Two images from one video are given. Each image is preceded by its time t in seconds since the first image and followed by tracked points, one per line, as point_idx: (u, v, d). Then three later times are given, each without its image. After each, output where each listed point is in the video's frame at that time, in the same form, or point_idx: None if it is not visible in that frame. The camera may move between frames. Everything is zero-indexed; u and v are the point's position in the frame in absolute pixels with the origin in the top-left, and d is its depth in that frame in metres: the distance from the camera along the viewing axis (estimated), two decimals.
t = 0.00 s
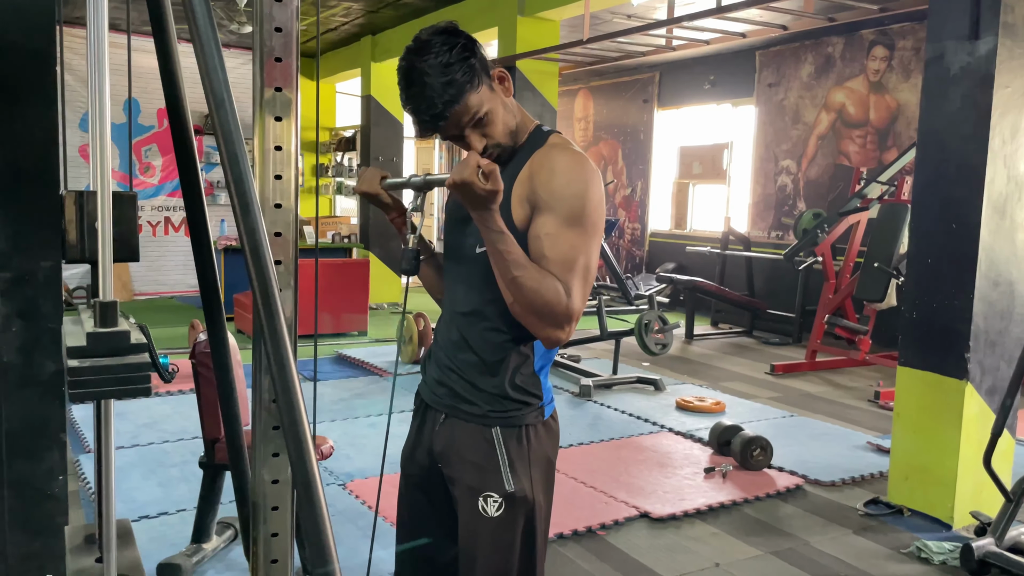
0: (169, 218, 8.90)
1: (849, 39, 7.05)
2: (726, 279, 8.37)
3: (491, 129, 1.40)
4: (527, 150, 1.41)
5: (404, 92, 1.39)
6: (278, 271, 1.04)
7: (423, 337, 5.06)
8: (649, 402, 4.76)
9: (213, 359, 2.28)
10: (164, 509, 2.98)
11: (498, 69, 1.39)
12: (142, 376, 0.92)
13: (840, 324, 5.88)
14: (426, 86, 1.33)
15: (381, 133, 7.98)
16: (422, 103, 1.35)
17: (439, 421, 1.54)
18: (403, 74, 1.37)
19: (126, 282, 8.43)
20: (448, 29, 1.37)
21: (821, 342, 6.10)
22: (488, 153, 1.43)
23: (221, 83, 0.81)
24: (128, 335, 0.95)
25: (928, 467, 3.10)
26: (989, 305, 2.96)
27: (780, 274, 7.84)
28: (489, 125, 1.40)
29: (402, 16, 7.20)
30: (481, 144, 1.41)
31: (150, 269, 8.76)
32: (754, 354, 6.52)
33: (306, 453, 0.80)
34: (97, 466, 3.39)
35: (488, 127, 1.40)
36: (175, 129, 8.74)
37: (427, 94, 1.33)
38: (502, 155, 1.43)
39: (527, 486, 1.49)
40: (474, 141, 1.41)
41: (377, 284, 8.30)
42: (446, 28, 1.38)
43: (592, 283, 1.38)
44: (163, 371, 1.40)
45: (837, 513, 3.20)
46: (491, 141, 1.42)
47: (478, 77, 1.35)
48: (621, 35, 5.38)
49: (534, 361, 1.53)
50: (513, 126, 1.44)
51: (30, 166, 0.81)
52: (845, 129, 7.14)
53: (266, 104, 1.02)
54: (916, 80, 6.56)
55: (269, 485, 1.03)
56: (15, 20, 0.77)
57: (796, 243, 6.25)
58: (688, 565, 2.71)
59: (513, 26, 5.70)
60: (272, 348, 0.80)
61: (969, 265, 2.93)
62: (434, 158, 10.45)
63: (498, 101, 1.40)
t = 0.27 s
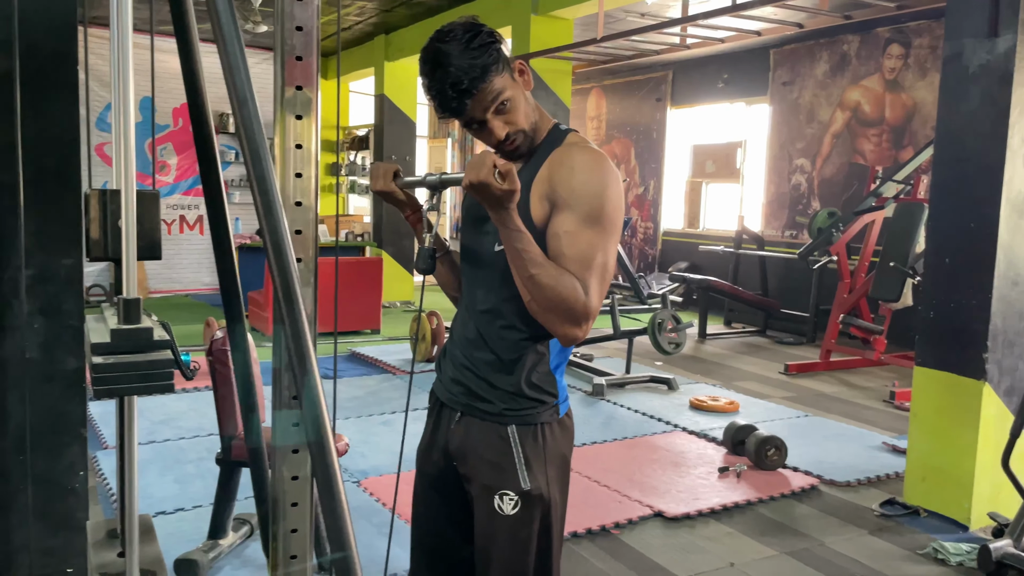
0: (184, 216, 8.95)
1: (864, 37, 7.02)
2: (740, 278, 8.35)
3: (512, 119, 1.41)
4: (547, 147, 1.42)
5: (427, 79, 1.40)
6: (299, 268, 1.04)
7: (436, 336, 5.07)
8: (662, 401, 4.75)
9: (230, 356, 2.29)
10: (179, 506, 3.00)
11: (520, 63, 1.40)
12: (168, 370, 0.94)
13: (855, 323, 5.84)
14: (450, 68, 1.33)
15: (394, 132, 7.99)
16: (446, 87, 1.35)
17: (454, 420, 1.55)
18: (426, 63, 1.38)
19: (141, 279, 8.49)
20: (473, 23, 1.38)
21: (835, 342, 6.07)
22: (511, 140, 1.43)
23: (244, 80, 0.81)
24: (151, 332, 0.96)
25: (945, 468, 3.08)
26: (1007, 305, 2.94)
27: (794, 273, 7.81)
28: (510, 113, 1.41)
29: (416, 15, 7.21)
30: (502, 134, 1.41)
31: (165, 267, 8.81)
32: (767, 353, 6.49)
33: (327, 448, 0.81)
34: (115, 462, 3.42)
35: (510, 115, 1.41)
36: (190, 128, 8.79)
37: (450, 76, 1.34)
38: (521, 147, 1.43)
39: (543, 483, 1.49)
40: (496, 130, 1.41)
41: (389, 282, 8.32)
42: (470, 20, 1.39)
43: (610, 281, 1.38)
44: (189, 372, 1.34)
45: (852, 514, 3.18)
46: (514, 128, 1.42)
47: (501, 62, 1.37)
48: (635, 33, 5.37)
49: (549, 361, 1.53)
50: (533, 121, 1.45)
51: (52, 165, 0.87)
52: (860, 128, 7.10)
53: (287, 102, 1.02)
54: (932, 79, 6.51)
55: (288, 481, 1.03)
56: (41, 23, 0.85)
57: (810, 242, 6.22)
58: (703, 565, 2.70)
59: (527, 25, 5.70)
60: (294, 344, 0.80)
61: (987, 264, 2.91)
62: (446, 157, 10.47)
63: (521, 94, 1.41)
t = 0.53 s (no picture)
0: (198, 215, 8.99)
1: (880, 34, 6.96)
2: (754, 277, 8.30)
3: (528, 115, 1.40)
4: (562, 145, 1.41)
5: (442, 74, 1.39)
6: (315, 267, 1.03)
7: (449, 334, 5.07)
8: (676, 400, 4.73)
9: (244, 354, 2.29)
10: (194, 503, 3.01)
11: (537, 59, 1.40)
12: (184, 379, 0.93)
13: (870, 322, 5.80)
14: (466, 61, 1.33)
15: (407, 131, 8.00)
16: (461, 81, 1.34)
17: (467, 418, 1.54)
18: (443, 57, 1.38)
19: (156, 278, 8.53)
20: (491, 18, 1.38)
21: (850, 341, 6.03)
22: (526, 136, 1.42)
23: (260, 78, 0.81)
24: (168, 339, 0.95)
25: (963, 468, 3.05)
26: None
27: (809, 272, 7.76)
28: (526, 108, 1.40)
29: (429, 13, 7.21)
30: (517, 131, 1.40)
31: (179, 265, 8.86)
32: (782, 352, 6.45)
33: (342, 448, 0.80)
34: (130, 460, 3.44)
35: (526, 110, 1.40)
36: (205, 127, 8.83)
37: (466, 70, 1.33)
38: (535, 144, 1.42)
39: (556, 483, 1.48)
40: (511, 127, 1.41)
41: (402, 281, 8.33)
42: (487, 16, 1.39)
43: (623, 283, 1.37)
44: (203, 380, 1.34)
45: (868, 514, 3.16)
46: (529, 124, 1.41)
47: (518, 57, 1.36)
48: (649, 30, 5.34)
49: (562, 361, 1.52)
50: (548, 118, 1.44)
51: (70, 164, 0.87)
52: (876, 125, 7.05)
53: (302, 100, 1.01)
54: (948, 76, 6.45)
55: (303, 479, 1.02)
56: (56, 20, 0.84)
57: (825, 240, 6.17)
58: (718, 565, 2.68)
59: (540, 23, 5.69)
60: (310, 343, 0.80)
61: (1006, 263, 2.87)
62: (459, 155, 10.46)
63: (537, 90, 1.41)
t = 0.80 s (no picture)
0: (205, 214, 9.01)
1: (888, 30, 6.93)
2: (760, 274, 8.28)
3: (537, 111, 1.40)
4: (571, 142, 1.41)
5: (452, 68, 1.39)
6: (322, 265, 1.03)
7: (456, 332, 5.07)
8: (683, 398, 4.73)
9: (252, 351, 2.29)
10: (202, 502, 3.02)
11: (547, 56, 1.39)
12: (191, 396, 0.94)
13: (879, 320, 5.78)
14: (476, 56, 1.33)
15: (413, 129, 8.01)
16: (470, 75, 1.34)
17: (474, 416, 1.54)
18: (452, 52, 1.38)
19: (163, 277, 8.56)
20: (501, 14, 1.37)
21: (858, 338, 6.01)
22: (535, 132, 1.42)
23: (267, 77, 0.81)
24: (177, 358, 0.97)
25: (972, 466, 3.04)
26: None
27: (816, 269, 7.74)
28: (535, 104, 1.40)
29: (435, 11, 7.21)
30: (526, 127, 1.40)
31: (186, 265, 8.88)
32: (789, 350, 6.43)
33: (350, 446, 0.80)
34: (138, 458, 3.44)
35: (535, 107, 1.39)
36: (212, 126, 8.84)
37: (475, 65, 1.33)
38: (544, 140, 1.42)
39: (564, 482, 1.47)
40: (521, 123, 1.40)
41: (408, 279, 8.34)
42: (498, 12, 1.39)
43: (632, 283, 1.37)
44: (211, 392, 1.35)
45: (877, 512, 3.15)
46: (539, 120, 1.41)
47: (527, 53, 1.36)
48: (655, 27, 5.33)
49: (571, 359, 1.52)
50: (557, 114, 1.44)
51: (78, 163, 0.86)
52: (883, 122, 7.02)
53: (309, 99, 1.01)
54: (956, 72, 6.41)
55: (312, 478, 1.02)
56: (65, 21, 0.84)
57: (832, 238, 6.15)
58: (725, 564, 2.68)
59: (545, 20, 5.68)
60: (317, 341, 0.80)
61: (1015, 260, 2.86)
62: (465, 153, 10.46)
63: (547, 86, 1.40)
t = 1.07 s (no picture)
0: (209, 214, 9.02)
1: (893, 26, 6.91)
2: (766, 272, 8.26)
3: (543, 109, 1.40)
4: (578, 140, 1.40)
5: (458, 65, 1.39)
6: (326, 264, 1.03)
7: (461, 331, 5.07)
8: (688, 396, 4.72)
9: (258, 350, 2.30)
10: (208, 501, 3.02)
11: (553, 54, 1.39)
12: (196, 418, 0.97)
13: (884, 317, 5.77)
14: (482, 53, 1.33)
15: (417, 128, 8.01)
16: (476, 72, 1.34)
17: (481, 414, 1.55)
18: (459, 49, 1.38)
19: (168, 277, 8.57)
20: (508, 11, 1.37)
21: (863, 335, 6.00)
22: (541, 131, 1.42)
23: (268, 77, 0.81)
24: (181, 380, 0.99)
25: (978, 462, 3.03)
26: None
27: (822, 267, 7.71)
28: (540, 103, 1.40)
29: (439, 10, 7.21)
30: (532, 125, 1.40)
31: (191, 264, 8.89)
32: (794, 347, 6.42)
33: (355, 445, 0.80)
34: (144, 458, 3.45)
35: (540, 105, 1.40)
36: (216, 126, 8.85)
37: (481, 62, 1.33)
38: (550, 138, 1.42)
39: (571, 480, 1.48)
40: (526, 121, 1.41)
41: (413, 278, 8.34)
42: (504, 9, 1.39)
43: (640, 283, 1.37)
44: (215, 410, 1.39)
45: (883, 509, 3.14)
46: (544, 118, 1.41)
47: (534, 51, 1.36)
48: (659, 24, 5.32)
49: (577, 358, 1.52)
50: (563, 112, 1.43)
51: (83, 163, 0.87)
52: (888, 118, 7.00)
53: (312, 98, 1.01)
54: (962, 68, 6.38)
55: (317, 478, 1.02)
56: (66, 21, 0.84)
57: (838, 234, 6.14)
58: (731, 561, 2.68)
59: (549, 18, 5.68)
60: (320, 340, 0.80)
61: (1021, 256, 2.85)
62: (469, 152, 10.45)
63: (552, 84, 1.40)
